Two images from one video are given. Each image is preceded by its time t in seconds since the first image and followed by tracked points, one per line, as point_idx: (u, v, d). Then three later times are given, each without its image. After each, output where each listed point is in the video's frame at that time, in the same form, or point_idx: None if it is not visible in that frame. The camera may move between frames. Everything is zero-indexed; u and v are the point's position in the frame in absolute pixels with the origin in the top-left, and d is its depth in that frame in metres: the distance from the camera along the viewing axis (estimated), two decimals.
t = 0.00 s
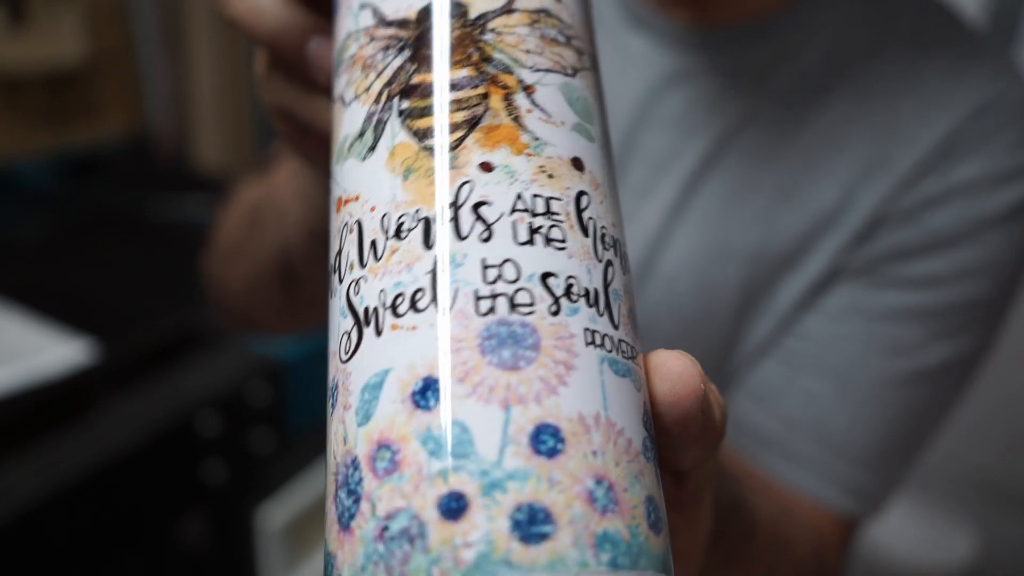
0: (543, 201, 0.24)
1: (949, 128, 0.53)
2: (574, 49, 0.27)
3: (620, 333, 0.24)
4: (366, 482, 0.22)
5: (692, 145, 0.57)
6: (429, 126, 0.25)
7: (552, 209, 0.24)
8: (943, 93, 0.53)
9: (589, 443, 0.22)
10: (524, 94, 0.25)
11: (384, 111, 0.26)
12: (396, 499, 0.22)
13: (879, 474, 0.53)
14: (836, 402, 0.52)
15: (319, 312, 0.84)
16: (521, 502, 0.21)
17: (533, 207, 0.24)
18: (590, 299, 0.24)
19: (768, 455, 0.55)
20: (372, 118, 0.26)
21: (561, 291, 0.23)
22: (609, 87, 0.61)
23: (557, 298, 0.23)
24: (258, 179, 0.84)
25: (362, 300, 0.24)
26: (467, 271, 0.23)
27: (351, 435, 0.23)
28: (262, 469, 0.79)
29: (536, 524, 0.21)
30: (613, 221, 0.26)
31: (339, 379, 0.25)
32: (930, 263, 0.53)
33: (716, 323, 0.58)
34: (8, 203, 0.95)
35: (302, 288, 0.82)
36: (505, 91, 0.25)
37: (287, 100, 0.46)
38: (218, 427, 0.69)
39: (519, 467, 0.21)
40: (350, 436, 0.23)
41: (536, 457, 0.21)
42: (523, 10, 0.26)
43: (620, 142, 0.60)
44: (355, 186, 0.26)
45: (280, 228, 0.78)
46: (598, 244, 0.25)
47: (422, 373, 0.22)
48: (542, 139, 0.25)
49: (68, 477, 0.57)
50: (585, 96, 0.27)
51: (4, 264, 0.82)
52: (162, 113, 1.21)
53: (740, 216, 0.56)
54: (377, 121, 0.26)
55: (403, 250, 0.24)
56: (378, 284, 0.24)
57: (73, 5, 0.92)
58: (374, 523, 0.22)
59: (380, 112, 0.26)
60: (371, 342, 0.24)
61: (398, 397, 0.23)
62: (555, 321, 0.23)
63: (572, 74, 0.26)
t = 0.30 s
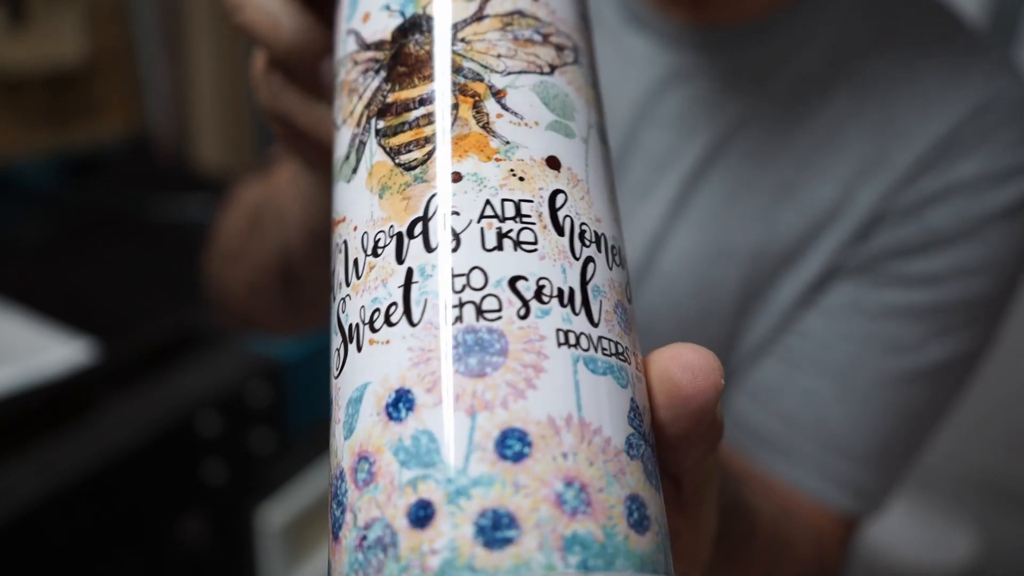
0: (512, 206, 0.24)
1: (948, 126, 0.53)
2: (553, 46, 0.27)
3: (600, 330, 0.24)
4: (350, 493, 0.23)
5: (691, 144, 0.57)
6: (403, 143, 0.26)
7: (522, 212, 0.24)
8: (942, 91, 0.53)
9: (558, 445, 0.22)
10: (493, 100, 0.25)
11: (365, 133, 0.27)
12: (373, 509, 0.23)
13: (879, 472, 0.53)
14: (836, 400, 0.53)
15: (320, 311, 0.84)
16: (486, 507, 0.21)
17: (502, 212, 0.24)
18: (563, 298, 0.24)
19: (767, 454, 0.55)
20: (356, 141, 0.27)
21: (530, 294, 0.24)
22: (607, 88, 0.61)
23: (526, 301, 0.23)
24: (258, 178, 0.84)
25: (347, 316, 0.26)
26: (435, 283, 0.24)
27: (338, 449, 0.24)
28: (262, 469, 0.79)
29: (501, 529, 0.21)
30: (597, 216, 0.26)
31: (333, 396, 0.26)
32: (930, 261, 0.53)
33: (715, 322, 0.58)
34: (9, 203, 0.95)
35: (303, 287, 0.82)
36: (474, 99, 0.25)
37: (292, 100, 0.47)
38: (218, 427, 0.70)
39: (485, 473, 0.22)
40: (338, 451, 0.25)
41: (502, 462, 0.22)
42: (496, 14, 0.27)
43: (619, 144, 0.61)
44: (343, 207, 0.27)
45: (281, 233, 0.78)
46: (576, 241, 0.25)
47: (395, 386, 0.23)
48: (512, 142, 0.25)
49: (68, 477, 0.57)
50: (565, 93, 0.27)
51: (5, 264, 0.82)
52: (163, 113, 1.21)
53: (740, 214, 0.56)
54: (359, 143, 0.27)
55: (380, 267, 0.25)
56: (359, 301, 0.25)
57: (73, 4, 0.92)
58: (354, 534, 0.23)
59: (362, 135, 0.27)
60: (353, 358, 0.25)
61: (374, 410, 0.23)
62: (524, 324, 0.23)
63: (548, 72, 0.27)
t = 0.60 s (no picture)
0: (480, 215, 0.24)
1: (947, 126, 0.53)
2: (530, 46, 0.27)
3: (573, 335, 0.24)
4: (333, 507, 0.24)
5: (687, 148, 0.57)
6: (378, 159, 0.26)
7: (491, 220, 0.24)
8: (939, 91, 0.53)
9: (522, 455, 0.22)
10: (464, 109, 0.25)
11: (347, 151, 0.27)
12: (349, 522, 0.23)
13: (879, 472, 0.53)
14: (835, 400, 0.53)
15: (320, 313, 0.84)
16: (448, 519, 0.22)
17: (470, 223, 0.24)
18: (533, 305, 0.24)
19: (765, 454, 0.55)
20: (340, 160, 0.28)
21: (497, 304, 0.23)
22: (602, 91, 0.61)
23: (492, 311, 0.23)
24: (255, 178, 0.84)
25: (333, 333, 0.26)
26: (405, 297, 0.24)
27: (326, 464, 0.25)
28: (262, 469, 0.79)
29: (462, 540, 0.21)
30: (575, 216, 0.25)
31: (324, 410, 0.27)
32: (928, 260, 0.53)
33: (715, 322, 0.58)
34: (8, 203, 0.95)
35: (303, 292, 0.80)
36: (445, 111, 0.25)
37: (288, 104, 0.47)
38: (218, 427, 0.70)
39: (449, 486, 0.22)
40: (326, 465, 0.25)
41: (464, 474, 0.22)
42: (468, 20, 0.26)
43: (612, 152, 0.61)
44: (332, 225, 0.28)
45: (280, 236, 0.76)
46: (548, 245, 0.24)
47: (368, 401, 0.24)
48: (482, 150, 0.25)
49: (67, 478, 0.58)
50: (541, 94, 0.26)
51: (5, 264, 0.82)
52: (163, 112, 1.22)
53: (739, 213, 0.56)
54: (343, 162, 0.28)
55: (357, 284, 0.25)
56: (341, 318, 0.26)
57: (72, 4, 0.92)
58: (336, 546, 0.24)
59: (345, 153, 0.28)
60: (336, 374, 0.25)
61: (350, 426, 0.24)
62: (490, 333, 0.23)
63: (523, 74, 0.26)
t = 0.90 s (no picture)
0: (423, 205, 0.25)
1: (947, 125, 0.53)
2: (476, 28, 0.27)
3: (520, 311, 0.24)
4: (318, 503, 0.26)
5: (685, 150, 0.57)
6: (337, 164, 0.27)
7: (433, 208, 0.25)
8: (938, 90, 0.53)
9: (463, 437, 0.23)
10: (407, 103, 0.26)
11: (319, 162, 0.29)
12: (323, 516, 0.25)
13: (879, 471, 0.53)
14: (835, 400, 0.53)
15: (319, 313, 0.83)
16: (395, 506, 0.23)
17: (413, 214, 0.25)
18: (475, 287, 0.24)
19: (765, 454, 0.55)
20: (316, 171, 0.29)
21: (438, 290, 0.24)
22: (598, 94, 0.61)
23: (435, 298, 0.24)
24: (254, 178, 0.84)
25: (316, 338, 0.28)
26: (358, 295, 0.25)
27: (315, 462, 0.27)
28: (263, 468, 0.79)
29: (407, 525, 0.22)
30: (526, 191, 0.25)
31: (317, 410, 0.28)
32: (927, 260, 0.53)
33: (714, 322, 0.58)
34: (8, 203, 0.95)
35: (298, 291, 0.75)
36: (391, 108, 0.26)
37: (271, 105, 0.45)
38: (218, 427, 0.71)
39: (396, 474, 0.23)
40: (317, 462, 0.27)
41: (408, 461, 0.23)
42: (411, 16, 0.27)
43: (607, 158, 0.60)
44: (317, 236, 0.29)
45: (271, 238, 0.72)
46: (492, 225, 0.24)
47: (332, 398, 0.25)
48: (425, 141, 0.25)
49: (65, 478, 0.59)
50: (488, 73, 0.26)
51: (5, 264, 0.82)
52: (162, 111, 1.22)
53: (739, 213, 0.56)
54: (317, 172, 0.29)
55: (326, 289, 0.26)
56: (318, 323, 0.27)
57: (72, 4, 0.92)
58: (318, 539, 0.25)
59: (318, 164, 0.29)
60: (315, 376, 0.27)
61: (322, 423, 0.25)
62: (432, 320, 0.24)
63: (468, 57, 0.26)
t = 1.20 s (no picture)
0: (397, 205, 0.25)
1: (946, 125, 0.53)
2: (450, 25, 0.26)
3: (492, 306, 0.24)
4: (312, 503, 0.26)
5: (684, 150, 0.57)
6: (323, 171, 0.28)
7: (407, 208, 0.25)
8: (937, 90, 0.53)
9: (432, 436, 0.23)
10: (384, 106, 0.26)
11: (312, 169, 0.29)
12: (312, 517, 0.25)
13: (879, 472, 0.53)
14: (835, 400, 0.52)
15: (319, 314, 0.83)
16: (369, 505, 0.23)
17: (388, 215, 0.25)
18: (446, 284, 0.24)
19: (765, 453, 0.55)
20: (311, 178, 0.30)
21: (411, 289, 0.24)
22: (598, 95, 0.61)
23: (407, 298, 0.24)
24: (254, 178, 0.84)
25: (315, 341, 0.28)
26: (340, 299, 0.25)
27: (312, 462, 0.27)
28: (262, 468, 0.79)
29: (379, 524, 0.22)
30: (501, 184, 0.25)
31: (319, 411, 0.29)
32: (927, 260, 0.53)
33: (714, 322, 0.58)
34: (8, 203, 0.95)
35: (296, 291, 0.75)
36: (369, 112, 0.26)
37: (272, 107, 0.45)
38: (218, 427, 0.71)
39: (370, 474, 0.23)
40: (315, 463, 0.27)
41: (381, 460, 0.23)
42: (388, 19, 0.27)
43: (607, 159, 0.60)
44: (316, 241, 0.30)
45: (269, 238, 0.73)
46: (464, 222, 0.24)
47: (318, 401, 0.25)
48: (400, 142, 0.25)
49: (65, 478, 0.58)
50: (463, 69, 0.26)
51: (5, 264, 0.82)
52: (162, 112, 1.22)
53: (739, 212, 0.56)
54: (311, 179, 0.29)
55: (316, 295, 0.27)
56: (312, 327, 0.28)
57: (72, 4, 0.92)
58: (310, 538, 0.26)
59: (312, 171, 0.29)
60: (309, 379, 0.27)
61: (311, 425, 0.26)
62: (404, 320, 0.24)
63: (443, 54, 0.26)
